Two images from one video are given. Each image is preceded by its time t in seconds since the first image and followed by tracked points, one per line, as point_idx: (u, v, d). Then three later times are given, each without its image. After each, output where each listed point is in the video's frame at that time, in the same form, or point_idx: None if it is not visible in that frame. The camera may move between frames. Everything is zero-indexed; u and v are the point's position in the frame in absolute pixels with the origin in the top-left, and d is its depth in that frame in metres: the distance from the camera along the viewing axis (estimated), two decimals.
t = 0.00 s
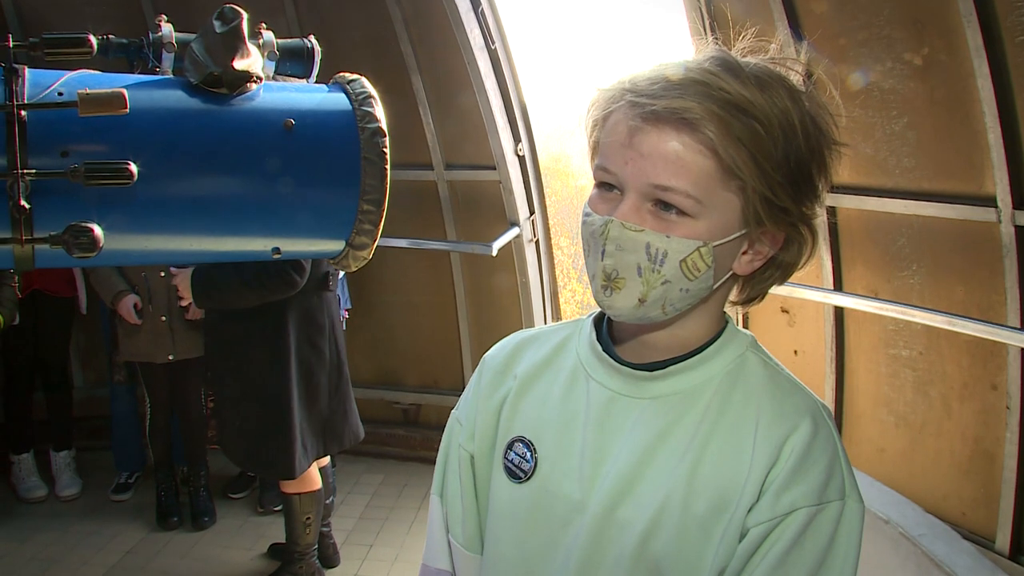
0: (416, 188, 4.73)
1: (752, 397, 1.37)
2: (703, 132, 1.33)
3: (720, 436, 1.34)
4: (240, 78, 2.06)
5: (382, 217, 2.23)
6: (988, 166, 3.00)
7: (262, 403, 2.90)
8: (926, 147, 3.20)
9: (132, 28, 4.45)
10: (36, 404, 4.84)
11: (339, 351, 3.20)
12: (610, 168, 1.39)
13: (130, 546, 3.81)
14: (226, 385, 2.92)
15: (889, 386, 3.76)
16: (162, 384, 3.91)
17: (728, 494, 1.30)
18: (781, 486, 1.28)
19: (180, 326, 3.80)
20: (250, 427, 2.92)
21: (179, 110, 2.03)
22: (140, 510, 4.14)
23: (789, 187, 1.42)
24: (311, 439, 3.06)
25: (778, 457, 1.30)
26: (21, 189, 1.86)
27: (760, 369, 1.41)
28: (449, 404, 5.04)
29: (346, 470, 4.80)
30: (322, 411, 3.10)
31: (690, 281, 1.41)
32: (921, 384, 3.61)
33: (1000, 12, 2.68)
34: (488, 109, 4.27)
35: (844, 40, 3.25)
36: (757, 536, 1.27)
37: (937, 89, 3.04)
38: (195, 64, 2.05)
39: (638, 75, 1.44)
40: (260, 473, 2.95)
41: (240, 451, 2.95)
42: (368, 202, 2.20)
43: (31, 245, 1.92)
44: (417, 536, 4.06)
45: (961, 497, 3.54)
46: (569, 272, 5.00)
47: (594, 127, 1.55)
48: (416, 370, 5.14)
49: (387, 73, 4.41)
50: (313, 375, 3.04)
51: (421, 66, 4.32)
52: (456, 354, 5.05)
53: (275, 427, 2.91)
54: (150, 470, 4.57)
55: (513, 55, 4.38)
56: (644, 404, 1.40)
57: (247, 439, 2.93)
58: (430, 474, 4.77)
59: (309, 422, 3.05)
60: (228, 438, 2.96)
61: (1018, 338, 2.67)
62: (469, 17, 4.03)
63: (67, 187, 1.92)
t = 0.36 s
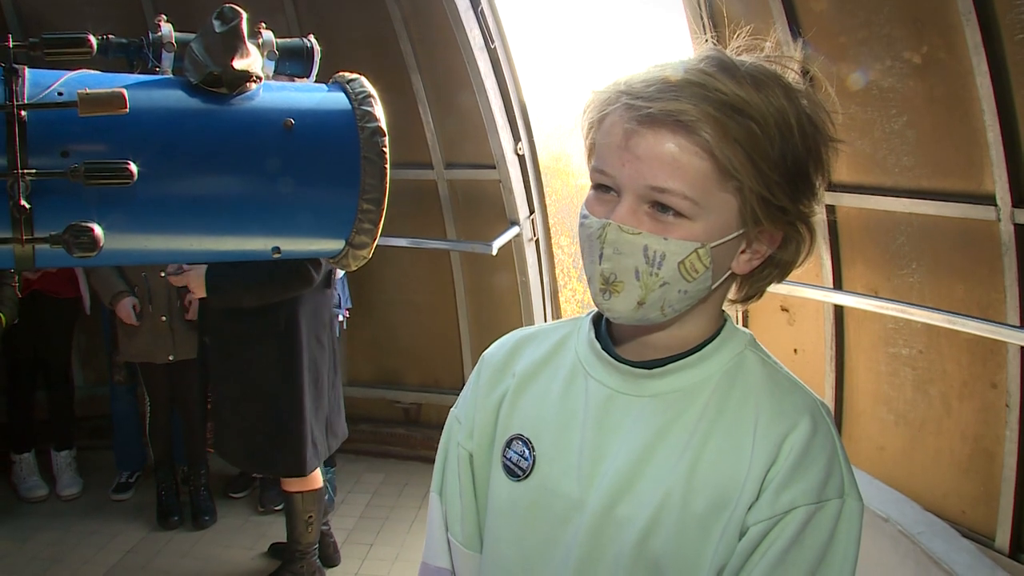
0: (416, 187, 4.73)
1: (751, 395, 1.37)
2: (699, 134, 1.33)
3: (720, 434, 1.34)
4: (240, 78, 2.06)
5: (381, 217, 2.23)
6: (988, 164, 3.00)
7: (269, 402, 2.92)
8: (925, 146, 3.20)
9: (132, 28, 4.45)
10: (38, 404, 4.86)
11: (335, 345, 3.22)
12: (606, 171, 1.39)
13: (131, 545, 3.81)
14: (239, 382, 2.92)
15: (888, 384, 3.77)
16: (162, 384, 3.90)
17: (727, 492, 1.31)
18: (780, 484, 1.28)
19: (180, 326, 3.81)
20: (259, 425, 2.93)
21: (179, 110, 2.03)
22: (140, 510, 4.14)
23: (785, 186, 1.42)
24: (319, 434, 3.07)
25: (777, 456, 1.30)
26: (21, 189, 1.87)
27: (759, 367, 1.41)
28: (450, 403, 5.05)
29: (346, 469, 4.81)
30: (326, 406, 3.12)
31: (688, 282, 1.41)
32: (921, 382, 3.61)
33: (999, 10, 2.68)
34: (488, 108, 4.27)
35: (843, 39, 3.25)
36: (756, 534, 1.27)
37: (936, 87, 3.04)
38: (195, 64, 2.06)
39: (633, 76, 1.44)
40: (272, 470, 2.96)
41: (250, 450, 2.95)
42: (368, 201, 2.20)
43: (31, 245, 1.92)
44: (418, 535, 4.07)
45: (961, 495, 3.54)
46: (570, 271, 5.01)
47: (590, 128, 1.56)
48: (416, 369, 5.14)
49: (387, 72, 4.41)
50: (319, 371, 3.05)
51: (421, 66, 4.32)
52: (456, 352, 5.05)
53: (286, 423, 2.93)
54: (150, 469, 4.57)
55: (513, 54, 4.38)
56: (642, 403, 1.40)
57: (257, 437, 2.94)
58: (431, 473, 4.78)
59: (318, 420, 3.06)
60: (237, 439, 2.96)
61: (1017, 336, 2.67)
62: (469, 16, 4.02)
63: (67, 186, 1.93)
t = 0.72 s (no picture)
0: (419, 187, 4.74)
1: (758, 396, 1.37)
2: (698, 133, 1.33)
3: (726, 436, 1.35)
4: (244, 78, 2.07)
5: (385, 217, 2.24)
6: (992, 163, 2.99)
7: (275, 400, 2.92)
8: (929, 145, 3.20)
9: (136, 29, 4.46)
10: (42, 403, 4.87)
11: (339, 341, 3.23)
12: (608, 173, 1.39)
13: (135, 544, 3.83)
14: (247, 379, 2.92)
15: (891, 384, 3.76)
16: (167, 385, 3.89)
17: (733, 493, 1.31)
18: (785, 485, 1.28)
19: (185, 324, 3.83)
20: (266, 422, 2.94)
21: (184, 110, 2.04)
22: (144, 509, 4.16)
23: (788, 180, 1.42)
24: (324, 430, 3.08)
25: (783, 456, 1.31)
26: (26, 189, 1.87)
27: (766, 368, 1.41)
28: (453, 402, 5.05)
29: (349, 468, 4.81)
30: (331, 402, 3.12)
31: (695, 281, 1.42)
32: (924, 381, 3.60)
33: (1002, 9, 2.67)
34: (491, 108, 4.27)
35: (846, 38, 3.24)
36: (761, 534, 1.27)
37: (939, 86, 3.04)
38: (198, 64, 2.07)
39: (630, 77, 1.44)
40: (280, 467, 2.97)
41: (257, 448, 2.96)
42: (372, 200, 2.21)
43: (36, 245, 1.93)
44: (422, 534, 4.08)
45: (964, 495, 3.53)
46: (573, 270, 5.01)
47: (590, 129, 1.56)
48: (419, 369, 5.14)
49: (390, 72, 4.42)
50: (325, 367, 3.05)
51: (424, 65, 4.32)
52: (459, 352, 5.06)
53: (292, 420, 2.93)
54: (155, 468, 4.59)
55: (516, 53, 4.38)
56: (650, 404, 1.41)
57: (264, 434, 2.95)
58: (434, 472, 4.78)
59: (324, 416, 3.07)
60: (243, 438, 2.96)
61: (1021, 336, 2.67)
62: (472, 16, 4.02)
63: (72, 186, 1.93)
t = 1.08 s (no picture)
0: (423, 181, 4.74)
1: (762, 393, 1.37)
2: (707, 129, 1.33)
3: (730, 433, 1.35)
4: (249, 71, 2.07)
5: (390, 210, 2.24)
6: (997, 163, 2.99)
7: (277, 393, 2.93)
8: (934, 143, 3.19)
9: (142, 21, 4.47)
10: (46, 394, 4.89)
11: (345, 335, 3.23)
12: (615, 169, 1.40)
13: (137, 535, 3.84)
14: (250, 372, 2.93)
15: (894, 382, 3.76)
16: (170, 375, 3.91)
17: (735, 490, 1.31)
18: (788, 482, 1.28)
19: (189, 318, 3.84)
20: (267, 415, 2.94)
21: (192, 103, 2.04)
22: (146, 500, 4.17)
23: (794, 178, 1.42)
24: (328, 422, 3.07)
25: (786, 454, 1.31)
26: (32, 180, 1.88)
27: (770, 366, 1.41)
28: (456, 397, 5.06)
29: (351, 461, 4.83)
30: (336, 394, 3.12)
31: (702, 276, 1.42)
32: (927, 380, 3.60)
33: (1010, 8, 2.66)
34: (496, 102, 4.26)
35: (853, 36, 3.24)
36: (763, 531, 1.28)
37: (946, 85, 3.03)
38: (204, 57, 2.05)
39: (639, 74, 1.44)
40: (281, 460, 2.98)
41: (259, 440, 2.97)
42: (377, 194, 2.21)
43: (42, 236, 1.94)
44: (423, 527, 4.09)
45: (966, 494, 3.53)
46: (577, 265, 5.01)
47: (599, 125, 1.56)
48: (422, 363, 5.15)
49: (395, 66, 4.41)
50: (329, 360, 3.05)
51: (429, 60, 4.32)
52: (462, 346, 5.06)
53: (294, 413, 2.94)
54: (157, 459, 4.61)
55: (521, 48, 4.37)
56: (654, 401, 1.41)
57: (265, 427, 2.95)
58: (436, 466, 4.79)
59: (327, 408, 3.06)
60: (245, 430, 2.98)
61: None
62: (477, 10, 4.02)
63: (78, 178, 1.94)
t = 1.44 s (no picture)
0: (424, 180, 4.74)
1: (759, 396, 1.38)
2: (707, 124, 1.33)
3: (727, 435, 1.35)
4: (250, 70, 2.07)
5: (390, 210, 2.25)
6: (997, 164, 2.99)
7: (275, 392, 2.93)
8: (934, 144, 3.19)
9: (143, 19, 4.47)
10: (47, 392, 4.90)
11: (345, 334, 3.24)
12: (614, 166, 1.40)
13: (137, 533, 3.85)
14: (248, 371, 2.94)
15: (893, 383, 3.77)
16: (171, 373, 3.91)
17: (733, 491, 1.32)
18: (785, 485, 1.29)
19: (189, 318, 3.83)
20: (265, 414, 2.95)
21: (193, 101, 2.05)
22: (147, 498, 4.18)
23: (791, 177, 1.43)
24: (327, 422, 3.07)
25: (783, 456, 1.31)
26: (32, 179, 1.89)
27: (768, 368, 1.42)
28: (456, 395, 5.07)
29: (351, 460, 4.83)
30: (335, 394, 3.12)
31: (700, 273, 1.42)
32: (926, 380, 3.61)
33: (1011, 10, 2.66)
34: (497, 102, 4.26)
35: (854, 37, 3.23)
36: (760, 533, 1.28)
37: (946, 86, 3.03)
38: (206, 57, 2.06)
39: (638, 72, 1.45)
40: (279, 459, 2.98)
41: (257, 439, 2.97)
42: (377, 194, 2.22)
43: (42, 235, 1.95)
44: (423, 525, 4.10)
45: (965, 494, 3.54)
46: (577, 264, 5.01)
47: (597, 125, 1.56)
48: (422, 361, 5.15)
49: (396, 66, 4.42)
50: (328, 359, 3.05)
51: (430, 59, 4.32)
52: (462, 345, 5.07)
53: (292, 412, 2.93)
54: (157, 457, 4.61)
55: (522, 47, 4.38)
56: (652, 403, 1.41)
57: (263, 426, 2.96)
58: (436, 465, 4.80)
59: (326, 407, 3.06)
60: (243, 429, 2.98)
61: None
62: (478, 10, 4.02)
63: (79, 177, 1.94)
